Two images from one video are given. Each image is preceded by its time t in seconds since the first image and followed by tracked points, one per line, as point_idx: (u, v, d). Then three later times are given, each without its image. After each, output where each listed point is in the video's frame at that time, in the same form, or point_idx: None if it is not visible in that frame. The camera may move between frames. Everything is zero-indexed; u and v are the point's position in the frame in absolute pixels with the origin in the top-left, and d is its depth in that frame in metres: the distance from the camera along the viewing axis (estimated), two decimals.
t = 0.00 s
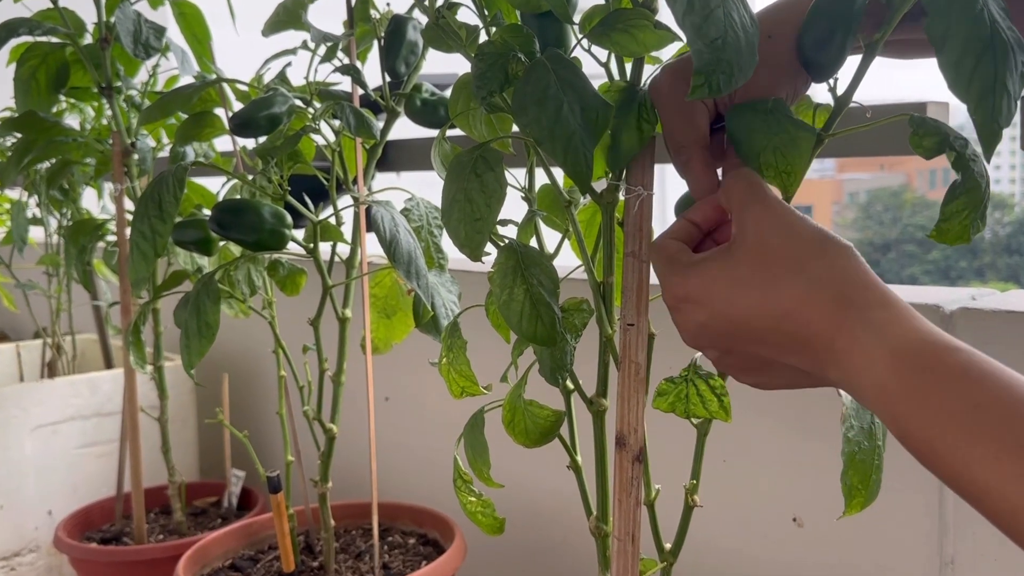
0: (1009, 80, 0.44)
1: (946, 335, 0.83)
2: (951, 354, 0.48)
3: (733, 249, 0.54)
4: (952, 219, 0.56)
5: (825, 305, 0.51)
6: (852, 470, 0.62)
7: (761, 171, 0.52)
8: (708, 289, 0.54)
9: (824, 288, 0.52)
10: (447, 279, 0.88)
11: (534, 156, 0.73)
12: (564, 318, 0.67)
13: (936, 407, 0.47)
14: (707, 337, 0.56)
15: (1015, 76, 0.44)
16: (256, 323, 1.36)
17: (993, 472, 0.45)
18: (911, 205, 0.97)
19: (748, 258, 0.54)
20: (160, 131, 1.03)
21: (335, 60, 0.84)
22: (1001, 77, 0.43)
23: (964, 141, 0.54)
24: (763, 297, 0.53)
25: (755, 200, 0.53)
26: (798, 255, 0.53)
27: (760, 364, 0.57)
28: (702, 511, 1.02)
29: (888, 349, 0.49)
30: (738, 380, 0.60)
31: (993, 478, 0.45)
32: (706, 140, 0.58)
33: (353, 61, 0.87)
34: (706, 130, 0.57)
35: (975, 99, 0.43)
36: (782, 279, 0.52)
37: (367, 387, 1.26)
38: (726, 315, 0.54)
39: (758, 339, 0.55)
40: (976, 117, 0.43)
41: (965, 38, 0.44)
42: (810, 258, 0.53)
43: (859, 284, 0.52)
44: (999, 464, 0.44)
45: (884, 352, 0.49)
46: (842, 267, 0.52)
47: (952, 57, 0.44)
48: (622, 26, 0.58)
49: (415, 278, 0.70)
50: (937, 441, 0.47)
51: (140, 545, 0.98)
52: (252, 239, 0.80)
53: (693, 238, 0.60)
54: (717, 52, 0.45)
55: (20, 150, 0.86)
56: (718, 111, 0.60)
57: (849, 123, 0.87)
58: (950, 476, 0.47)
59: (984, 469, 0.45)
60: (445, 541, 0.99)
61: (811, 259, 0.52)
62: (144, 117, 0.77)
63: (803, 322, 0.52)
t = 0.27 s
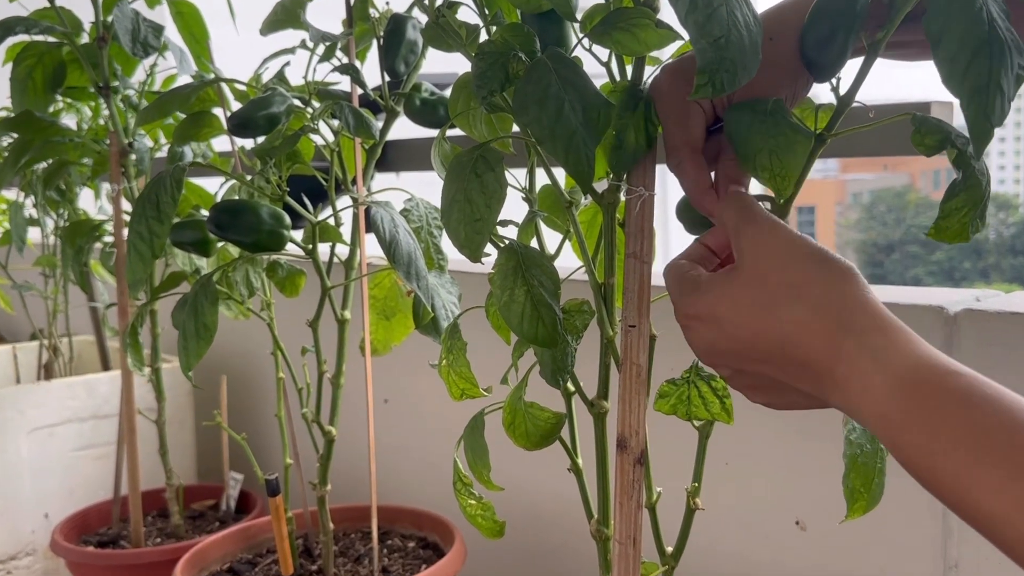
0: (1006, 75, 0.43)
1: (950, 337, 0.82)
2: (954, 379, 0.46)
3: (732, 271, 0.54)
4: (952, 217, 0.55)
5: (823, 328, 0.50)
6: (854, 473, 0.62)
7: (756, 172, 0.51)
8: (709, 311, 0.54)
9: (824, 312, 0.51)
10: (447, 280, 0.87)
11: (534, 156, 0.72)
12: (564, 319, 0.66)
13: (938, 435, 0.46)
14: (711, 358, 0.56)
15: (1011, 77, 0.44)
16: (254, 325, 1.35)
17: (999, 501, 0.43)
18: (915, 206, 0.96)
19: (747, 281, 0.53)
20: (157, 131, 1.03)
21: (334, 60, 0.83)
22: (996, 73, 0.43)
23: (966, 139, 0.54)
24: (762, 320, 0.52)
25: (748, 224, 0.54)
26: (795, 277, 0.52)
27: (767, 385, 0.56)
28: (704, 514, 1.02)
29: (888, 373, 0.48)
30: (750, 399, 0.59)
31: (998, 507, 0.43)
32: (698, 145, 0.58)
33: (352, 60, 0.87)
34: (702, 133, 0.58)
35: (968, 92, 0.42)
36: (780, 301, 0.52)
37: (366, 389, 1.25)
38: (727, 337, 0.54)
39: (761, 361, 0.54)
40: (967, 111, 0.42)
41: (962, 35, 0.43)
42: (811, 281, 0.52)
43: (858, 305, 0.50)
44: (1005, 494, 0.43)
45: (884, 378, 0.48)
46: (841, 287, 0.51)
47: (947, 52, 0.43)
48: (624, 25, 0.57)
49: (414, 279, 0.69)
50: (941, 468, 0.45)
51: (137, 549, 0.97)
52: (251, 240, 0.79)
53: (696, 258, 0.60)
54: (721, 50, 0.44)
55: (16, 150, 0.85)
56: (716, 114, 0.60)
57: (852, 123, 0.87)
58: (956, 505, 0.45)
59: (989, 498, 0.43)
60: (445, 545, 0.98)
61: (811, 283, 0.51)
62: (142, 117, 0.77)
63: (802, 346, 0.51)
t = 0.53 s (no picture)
0: (1006, 75, 0.43)
1: (955, 339, 0.82)
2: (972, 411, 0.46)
3: (753, 304, 0.55)
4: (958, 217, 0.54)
5: (842, 361, 0.51)
6: (858, 476, 0.62)
7: (759, 171, 0.50)
8: (731, 340, 0.56)
9: (844, 343, 0.52)
10: (447, 281, 0.87)
11: (535, 156, 0.72)
12: (565, 321, 0.65)
13: (954, 466, 0.46)
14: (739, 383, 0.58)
15: (1011, 75, 0.43)
16: (253, 327, 1.34)
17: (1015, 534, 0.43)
18: (918, 206, 0.95)
19: (767, 315, 0.54)
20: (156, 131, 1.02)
21: (333, 59, 0.83)
22: (996, 73, 0.42)
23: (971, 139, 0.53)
24: (781, 354, 0.54)
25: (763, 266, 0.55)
26: (813, 313, 0.53)
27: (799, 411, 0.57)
28: (706, 517, 1.01)
29: (905, 407, 0.48)
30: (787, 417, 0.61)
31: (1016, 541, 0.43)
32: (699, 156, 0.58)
33: (351, 60, 0.86)
34: (703, 142, 0.58)
35: (967, 91, 0.42)
36: (799, 337, 0.53)
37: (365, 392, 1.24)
38: (752, 367, 0.56)
39: (789, 390, 0.55)
40: (966, 109, 0.42)
41: (963, 32, 0.43)
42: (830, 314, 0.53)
43: (877, 339, 0.51)
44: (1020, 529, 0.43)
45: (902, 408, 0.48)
46: (860, 322, 0.52)
47: (949, 49, 0.43)
48: (625, 24, 0.57)
49: (414, 281, 0.69)
50: (959, 499, 0.46)
51: (135, 552, 0.96)
52: (249, 241, 0.78)
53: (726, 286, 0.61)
54: (722, 50, 0.43)
55: (13, 150, 0.85)
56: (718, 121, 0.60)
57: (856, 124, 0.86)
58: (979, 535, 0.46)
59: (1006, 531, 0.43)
60: (444, 548, 0.97)
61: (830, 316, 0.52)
62: (139, 117, 0.76)
63: (823, 379, 0.52)
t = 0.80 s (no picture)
0: (1009, 71, 0.42)
1: (959, 341, 0.81)
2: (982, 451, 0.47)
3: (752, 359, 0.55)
4: (961, 216, 0.53)
5: (849, 411, 0.51)
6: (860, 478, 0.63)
7: (761, 171, 0.49)
8: (732, 400, 0.55)
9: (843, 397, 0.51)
10: (447, 282, 0.86)
11: (536, 156, 0.71)
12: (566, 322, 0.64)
13: (976, 513, 0.46)
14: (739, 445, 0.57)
15: (1014, 70, 0.43)
16: (251, 328, 1.34)
17: None
18: (922, 207, 0.94)
19: (768, 373, 0.54)
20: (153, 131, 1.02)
21: (331, 59, 0.82)
22: (999, 69, 0.42)
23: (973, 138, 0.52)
24: (785, 415, 0.53)
25: (764, 318, 0.55)
26: (813, 368, 0.52)
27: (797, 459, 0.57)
28: (708, 520, 1.00)
29: (918, 456, 0.49)
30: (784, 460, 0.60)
31: None
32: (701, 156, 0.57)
33: (350, 59, 0.85)
34: (705, 142, 0.57)
35: (968, 85, 0.41)
36: (803, 396, 0.52)
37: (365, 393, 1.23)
38: (752, 428, 0.55)
39: (789, 446, 0.55)
40: (968, 103, 0.41)
41: (965, 27, 0.42)
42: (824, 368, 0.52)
43: (879, 386, 0.51)
44: None
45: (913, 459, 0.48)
46: (861, 370, 0.51)
47: (950, 44, 0.42)
48: (627, 23, 0.56)
49: (413, 282, 0.68)
50: (978, 546, 0.46)
51: (132, 555, 0.95)
52: (247, 242, 0.77)
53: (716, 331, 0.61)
54: (726, 49, 0.43)
55: (9, 150, 0.84)
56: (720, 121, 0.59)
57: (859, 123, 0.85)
58: None
59: None
60: (444, 551, 0.97)
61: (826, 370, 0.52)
62: (137, 116, 0.75)
63: (829, 435, 0.52)
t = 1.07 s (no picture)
0: (1016, 73, 0.41)
1: (962, 343, 0.80)
2: (992, 435, 0.45)
3: (760, 328, 0.54)
4: (967, 219, 0.52)
5: (856, 382, 0.49)
6: (863, 482, 0.62)
7: (763, 172, 0.49)
8: (737, 369, 0.54)
9: (853, 367, 0.50)
10: (447, 283, 0.85)
11: (536, 156, 0.70)
12: (566, 324, 0.64)
13: (975, 494, 0.44)
14: (742, 413, 0.56)
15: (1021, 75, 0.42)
16: (249, 329, 1.33)
17: None
18: (926, 207, 0.94)
19: (775, 337, 0.53)
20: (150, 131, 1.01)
21: (330, 58, 0.81)
22: (1005, 71, 0.41)
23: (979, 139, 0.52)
24: (788, 379, 0.52)
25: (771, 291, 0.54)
26: (821, 333, 0.51)
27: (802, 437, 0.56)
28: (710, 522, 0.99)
29: (920, 427, 0.47)
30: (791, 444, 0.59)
31: None
32: (700, 162, 0.56)
33: (349, 59, 0.84)
34: (703, 148, 0.56)
35: (974, 91, 0.41)
36: (811, 359, 0.51)
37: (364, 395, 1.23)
38: (754, 394, 0.54)
39: (792, 416, 0.54)
40: (972, 108, 0.41)
41: (971, 30, 0.42)
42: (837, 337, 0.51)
43: (884, 361, 0.49)
44: None
45: (915, 436, 0.47)
46: (868, 340, 0.50)
47: (955, 47, 0.42)
48: (628, 23, 0.55)
49: (413, 283, 0.67)
50: (976, 522, 0.44)
51: (129, 559, 0.95)
52: (245, 242, 0.76)
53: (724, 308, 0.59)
54: (727, 49, 0.42)
55: (4, 150, 0.84)
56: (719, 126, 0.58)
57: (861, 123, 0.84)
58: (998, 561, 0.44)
59: None
60: (444, 555, 0.96)
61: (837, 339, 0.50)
62: (133, 116, 0.74)
63: (832, 405, 0.50)
